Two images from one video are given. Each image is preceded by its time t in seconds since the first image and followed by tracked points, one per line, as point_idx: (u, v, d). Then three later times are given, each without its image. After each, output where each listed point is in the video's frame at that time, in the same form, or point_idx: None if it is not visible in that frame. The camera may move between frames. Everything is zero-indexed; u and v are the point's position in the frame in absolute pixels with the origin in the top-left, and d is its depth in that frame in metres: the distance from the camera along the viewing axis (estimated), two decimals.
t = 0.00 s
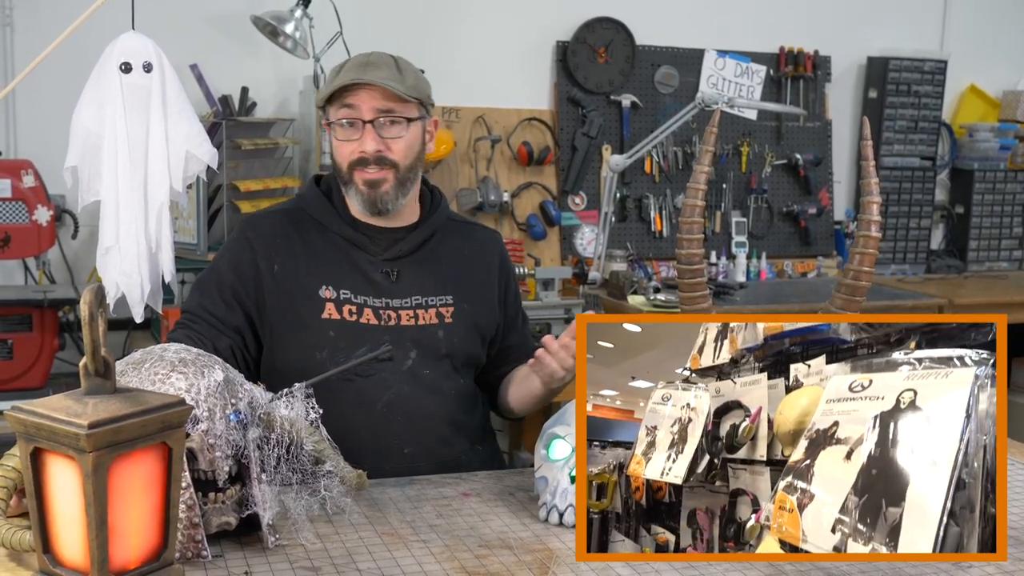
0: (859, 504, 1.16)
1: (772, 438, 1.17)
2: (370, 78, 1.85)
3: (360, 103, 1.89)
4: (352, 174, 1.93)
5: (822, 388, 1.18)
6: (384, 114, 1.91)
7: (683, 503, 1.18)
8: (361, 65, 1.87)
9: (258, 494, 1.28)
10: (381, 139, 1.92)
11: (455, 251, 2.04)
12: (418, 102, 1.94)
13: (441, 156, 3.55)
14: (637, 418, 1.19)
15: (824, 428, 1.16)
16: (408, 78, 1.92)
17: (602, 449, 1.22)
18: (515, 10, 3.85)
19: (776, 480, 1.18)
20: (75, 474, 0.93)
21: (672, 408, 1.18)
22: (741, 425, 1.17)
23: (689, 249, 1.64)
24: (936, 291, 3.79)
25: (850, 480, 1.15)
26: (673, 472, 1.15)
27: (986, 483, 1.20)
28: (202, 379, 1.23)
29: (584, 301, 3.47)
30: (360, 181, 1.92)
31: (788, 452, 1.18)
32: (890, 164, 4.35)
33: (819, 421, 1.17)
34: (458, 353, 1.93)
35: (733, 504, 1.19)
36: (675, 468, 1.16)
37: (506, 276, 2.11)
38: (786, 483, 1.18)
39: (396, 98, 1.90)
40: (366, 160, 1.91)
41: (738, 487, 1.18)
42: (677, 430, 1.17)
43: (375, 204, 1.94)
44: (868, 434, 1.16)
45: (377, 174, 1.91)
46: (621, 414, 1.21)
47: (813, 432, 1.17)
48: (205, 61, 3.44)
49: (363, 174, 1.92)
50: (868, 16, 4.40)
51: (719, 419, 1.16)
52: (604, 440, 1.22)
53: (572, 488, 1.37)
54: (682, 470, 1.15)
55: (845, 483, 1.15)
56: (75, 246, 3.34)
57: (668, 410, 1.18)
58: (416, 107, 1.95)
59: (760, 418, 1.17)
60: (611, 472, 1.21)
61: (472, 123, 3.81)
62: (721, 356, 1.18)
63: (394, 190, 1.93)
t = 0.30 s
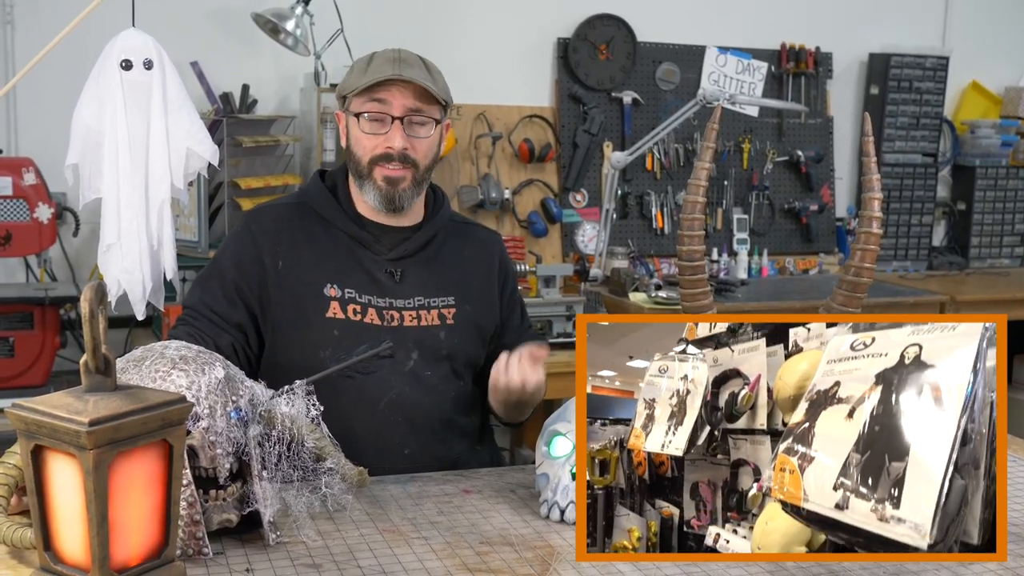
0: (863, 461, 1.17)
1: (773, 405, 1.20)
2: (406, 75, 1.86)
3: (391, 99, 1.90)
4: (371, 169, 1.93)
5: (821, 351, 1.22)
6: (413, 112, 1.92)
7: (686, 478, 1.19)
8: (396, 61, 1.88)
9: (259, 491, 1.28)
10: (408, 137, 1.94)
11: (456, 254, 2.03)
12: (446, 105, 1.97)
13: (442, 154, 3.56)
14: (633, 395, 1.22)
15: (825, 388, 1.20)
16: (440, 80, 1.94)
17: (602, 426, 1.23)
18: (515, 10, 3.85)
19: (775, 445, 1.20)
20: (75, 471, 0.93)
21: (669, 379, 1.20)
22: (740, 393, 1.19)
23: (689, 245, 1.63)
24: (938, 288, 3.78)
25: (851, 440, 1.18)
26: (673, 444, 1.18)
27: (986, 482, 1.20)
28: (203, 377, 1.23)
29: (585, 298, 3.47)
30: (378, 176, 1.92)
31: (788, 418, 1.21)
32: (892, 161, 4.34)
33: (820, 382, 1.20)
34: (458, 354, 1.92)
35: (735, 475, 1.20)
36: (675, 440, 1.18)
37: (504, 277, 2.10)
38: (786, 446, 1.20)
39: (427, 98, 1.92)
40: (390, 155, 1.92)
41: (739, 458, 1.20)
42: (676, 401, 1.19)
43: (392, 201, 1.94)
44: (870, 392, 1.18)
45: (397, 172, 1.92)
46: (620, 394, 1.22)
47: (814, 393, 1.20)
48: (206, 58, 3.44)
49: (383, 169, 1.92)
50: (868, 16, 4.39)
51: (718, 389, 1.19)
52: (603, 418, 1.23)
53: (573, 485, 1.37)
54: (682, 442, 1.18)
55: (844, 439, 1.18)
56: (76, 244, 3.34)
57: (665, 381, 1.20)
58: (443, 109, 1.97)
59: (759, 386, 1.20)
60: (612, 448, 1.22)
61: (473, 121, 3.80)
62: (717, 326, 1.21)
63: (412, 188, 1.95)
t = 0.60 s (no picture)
0: (861, 404, 1.15)
1: (768, 357, 1.19)
2: (399, 73, 1.84)
3: (384, 96, 1.88)
4: (362, 165, 1.91)
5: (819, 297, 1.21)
6: (404, 110, 1.89)
7: (681, 439, 1.18)
8: (392, 58, 1.86)
9: (259, 488, 1.28)
10: (399, 136, 1.91)
11: (454, 246, 2.02)
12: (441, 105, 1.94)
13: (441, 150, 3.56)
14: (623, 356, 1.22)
15: (823, 332, 1.19)
16: (436, 78, 1.91)
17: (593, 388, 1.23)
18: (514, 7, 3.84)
19: (772, 393, 1.18)
20: (76, 467, 0.93)
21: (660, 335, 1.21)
22: (734, 345, 1.19)
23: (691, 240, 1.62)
24: (938, 283, 3.78)
25: (849, 385, 1.16)
26: (665, 402, 1.18)
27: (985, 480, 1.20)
28: (203, 373, 1.23)
29: (586, 294, 3.47)
30: (367, 177, 1.91)
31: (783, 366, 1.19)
32: (892, 156, 4.34)
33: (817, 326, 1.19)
34: (452, 352, 1.92)
35: (730, 434, 1.17)
36: (666, 400, 1.18)
37: (504, 264, 2.05)
38: (782, 395, 1.18)
39: (421, 98, 1.90)
40: (379, 152, 1.89)
41: (734, 416, 1.17)
42: (667, 359, 1.20)
43: (379, 200, 1.93)
44: (870, 335, 1.17)
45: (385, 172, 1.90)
46: (612, 357, 1.23)
47: (812, 338, 1.19)
48: (206, 55, 3.43)
49: (372, 167, 1.90)
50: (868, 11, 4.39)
51: (711, 343, 1.19)
52: (596, 380, 1.24)
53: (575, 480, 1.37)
54: (674, 401, 1.18)
55: (843, 384, 1.17)
56: (76, 240, 3.34)
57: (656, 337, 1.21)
58: (438, 110, 1.94)
59: (753, 338, 1.19)
60: (605, 409, 1.22)
61: (473, 116, 3.80)
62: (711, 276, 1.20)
63: (401, 188, 1.93)
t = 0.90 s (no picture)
0: (864, 346, 1.17)
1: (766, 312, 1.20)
2: (367, 54, 1.86)
3: (358, 83, 1.90)
4: (351, 159, 1.91)
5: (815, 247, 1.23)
6: (381, 94, 1.91)
7: (678, 403, 1.18)
8: (359, 44, 1.89)
9: (263, 484, 1.28)
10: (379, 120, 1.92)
11: (452, 240, 2.02)
12: (416, 84, 1.95)
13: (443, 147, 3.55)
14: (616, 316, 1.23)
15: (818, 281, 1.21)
16: (406, 59, 1.93)
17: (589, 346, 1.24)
18: (516, 6, 3.83)
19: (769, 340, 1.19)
20: (80, 464, 0.93)
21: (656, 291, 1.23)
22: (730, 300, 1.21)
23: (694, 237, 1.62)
24: (940, 280, 3.78)
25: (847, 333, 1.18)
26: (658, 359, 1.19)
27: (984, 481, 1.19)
28: (207, 369, 1.23)
29: (588, 291, 3.47)
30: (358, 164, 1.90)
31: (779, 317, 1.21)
32: (894, 153, 4.33)
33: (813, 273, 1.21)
34: (452, 347, 1.91)
35: (727, 395, 1.18)
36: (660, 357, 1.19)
37: (502, 258, 2.06)
38: (780, 341, 1.19)
39: (394, 77, 1.91)
40: (365, 139, 1.91)
41: (731, 375, 1.18)
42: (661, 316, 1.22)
43: (373, 185, 1.91)
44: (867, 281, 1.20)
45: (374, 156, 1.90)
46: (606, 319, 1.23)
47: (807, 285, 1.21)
48: (208, 51, 3.43)
49: (361, 154, 1.90)
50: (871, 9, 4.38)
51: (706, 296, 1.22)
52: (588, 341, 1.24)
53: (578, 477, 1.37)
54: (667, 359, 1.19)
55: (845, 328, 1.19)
56: (78, 236, 3.34)
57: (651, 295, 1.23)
58: (414, 89, 1.96)
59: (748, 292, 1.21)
60: (598, 372, 1.23)
61: (475, 113, 3.80)
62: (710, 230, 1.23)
63: (391, 172, 1.91)
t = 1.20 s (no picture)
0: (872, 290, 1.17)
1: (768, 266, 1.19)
2: (340, 57, 1.84)
3: (336, 87, 1.88)
4: (339, 163, 1.92)
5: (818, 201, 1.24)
6: (360, 94, 1.90)
7: (679, 368, 1.16)
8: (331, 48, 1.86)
9: (266, 483, 1.28)
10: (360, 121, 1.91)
11: (452, 238, 2.02)
12: (395, 80, 1.93)
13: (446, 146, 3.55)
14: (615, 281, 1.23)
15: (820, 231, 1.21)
16: (381, 55, 1.90)
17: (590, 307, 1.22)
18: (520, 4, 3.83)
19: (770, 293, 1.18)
20: (84, 463, 0.93)
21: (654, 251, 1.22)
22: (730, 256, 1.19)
23: (699, 236, 1.62)
24: (943, 280, 3.77)
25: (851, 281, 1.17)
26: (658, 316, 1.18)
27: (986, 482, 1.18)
28: (211, 368, 1.23)
29: (590, 290, 3.47)
30: (347, 173, 1.91)
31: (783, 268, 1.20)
32: (898, 153, 4.33)
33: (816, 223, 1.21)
34: (452, 345, 1.91)
35: (729, 355, 1.16)
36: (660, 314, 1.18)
37: (506, 257, 2.06)
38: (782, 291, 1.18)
39: (370, 76, 1.89)
40: (348, 142, 1.91)
41: (732, 335, 1.16)
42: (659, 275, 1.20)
43: (365, 194, 1.92)
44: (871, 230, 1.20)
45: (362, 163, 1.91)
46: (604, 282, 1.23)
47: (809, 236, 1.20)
48: (211, 49, 3.43)
49: (350, 162, 1.91)
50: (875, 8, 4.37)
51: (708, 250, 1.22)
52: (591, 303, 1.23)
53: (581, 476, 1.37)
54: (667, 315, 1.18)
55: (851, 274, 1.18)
56: (81, 235, 3.35)
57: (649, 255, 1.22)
58: (393, 84, 1.93)
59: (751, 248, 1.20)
60: (598, 338, 1.21)
61: (478, 112, 3.80)
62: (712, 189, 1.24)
63: (382, 175, 1.92)
